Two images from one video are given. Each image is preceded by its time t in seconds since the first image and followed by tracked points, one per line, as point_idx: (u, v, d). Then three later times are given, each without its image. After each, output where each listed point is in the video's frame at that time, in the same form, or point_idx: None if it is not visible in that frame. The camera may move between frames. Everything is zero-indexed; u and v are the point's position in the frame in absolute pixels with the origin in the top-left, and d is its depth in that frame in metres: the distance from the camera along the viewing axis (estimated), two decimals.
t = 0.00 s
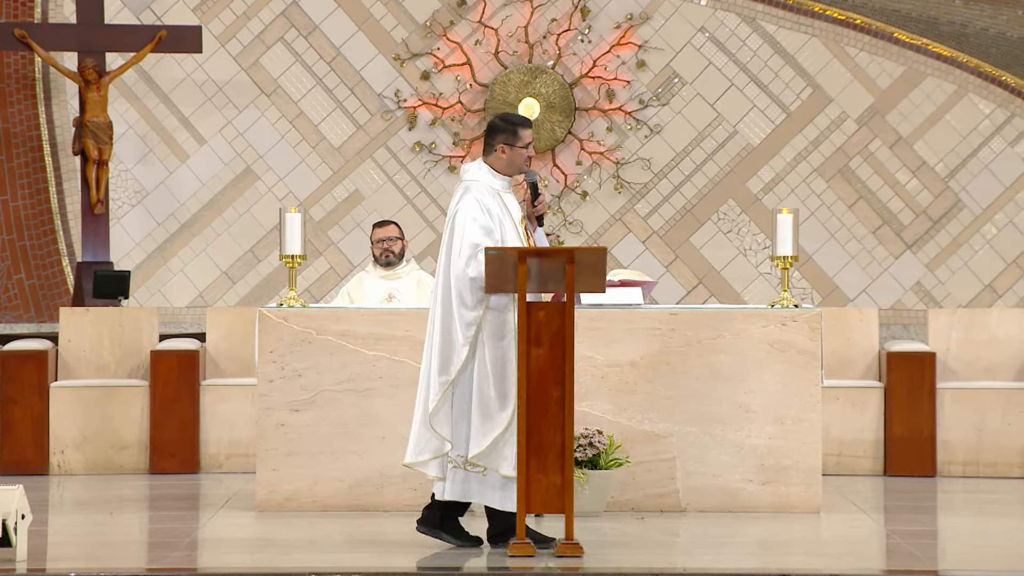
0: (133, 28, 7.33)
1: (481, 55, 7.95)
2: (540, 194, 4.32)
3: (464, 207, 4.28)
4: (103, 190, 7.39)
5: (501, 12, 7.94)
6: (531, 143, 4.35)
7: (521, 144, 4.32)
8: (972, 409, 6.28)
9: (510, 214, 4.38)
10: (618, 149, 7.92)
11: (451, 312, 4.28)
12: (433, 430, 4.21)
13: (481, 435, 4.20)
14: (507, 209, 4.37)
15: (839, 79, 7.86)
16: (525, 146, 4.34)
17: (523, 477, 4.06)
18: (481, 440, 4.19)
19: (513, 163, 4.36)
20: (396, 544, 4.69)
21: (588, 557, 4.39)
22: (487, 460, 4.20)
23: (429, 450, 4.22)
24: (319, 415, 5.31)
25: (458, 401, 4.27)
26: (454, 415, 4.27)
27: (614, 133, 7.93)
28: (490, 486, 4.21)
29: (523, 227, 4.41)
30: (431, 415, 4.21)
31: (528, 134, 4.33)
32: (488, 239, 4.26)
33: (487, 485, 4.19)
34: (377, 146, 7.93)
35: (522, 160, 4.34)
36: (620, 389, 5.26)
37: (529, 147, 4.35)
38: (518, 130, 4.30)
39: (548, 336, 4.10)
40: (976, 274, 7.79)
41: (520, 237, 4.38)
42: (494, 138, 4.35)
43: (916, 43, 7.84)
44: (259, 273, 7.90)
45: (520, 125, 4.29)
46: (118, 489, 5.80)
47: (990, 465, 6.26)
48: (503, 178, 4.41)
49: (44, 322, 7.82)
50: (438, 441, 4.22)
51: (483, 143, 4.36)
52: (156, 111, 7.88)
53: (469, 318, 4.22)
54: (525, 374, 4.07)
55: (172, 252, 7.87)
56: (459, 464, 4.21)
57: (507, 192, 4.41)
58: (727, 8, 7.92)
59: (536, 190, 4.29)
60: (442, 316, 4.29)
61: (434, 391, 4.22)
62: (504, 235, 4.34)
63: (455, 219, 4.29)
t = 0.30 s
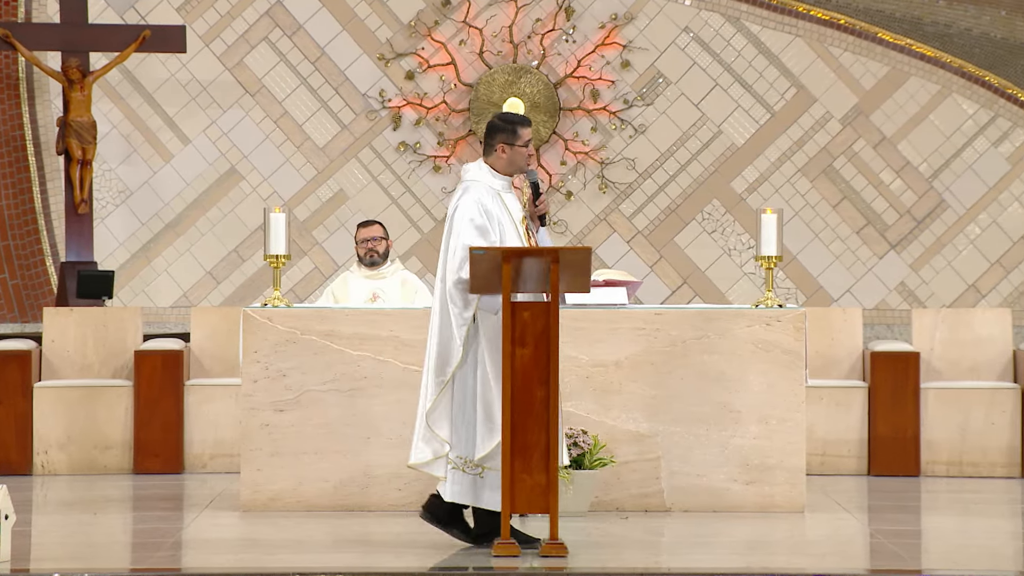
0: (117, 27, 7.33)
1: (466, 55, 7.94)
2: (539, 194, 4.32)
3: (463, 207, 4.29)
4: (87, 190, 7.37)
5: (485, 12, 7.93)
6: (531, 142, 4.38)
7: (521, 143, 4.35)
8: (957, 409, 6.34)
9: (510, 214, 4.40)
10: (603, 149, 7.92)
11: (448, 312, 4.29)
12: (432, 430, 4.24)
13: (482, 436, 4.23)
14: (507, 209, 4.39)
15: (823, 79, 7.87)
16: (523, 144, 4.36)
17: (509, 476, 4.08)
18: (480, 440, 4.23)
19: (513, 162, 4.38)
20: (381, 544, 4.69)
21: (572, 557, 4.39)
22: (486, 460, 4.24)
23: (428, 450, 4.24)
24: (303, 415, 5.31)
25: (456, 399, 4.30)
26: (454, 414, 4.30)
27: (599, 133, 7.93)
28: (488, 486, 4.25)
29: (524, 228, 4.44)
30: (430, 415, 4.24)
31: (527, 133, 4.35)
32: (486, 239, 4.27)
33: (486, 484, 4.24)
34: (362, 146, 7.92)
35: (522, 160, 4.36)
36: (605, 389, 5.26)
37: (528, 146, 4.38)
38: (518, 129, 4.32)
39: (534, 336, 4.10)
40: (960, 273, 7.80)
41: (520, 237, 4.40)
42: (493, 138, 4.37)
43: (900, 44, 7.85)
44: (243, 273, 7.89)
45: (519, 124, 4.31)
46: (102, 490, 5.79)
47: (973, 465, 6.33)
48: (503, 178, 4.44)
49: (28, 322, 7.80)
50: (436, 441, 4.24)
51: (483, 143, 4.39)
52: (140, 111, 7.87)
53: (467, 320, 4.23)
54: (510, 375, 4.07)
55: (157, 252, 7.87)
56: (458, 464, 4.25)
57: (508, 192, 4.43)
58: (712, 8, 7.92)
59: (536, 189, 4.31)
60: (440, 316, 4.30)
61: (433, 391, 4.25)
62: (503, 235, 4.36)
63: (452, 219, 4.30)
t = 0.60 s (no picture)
0: (102, 27, 7.35)
1: (451, 55, 7.94)
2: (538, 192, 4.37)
3: (456, 206, 4.33)
4: (72, 190, 7.36)
5: (471, 12, 7.93)
6: (530, 142, 4.38)
7: (519, 143, 4.35)
8: (942, 409, 6.36)
9: (505, 213, 4.43)
10: (589, 149, 7.92)
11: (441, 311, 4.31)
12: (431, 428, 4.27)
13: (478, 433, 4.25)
14: (502, 208, 4.41)
15: (809, 79, 7.88)
16: (521, 145, 4.36)
17: (495, 477, 4.08)
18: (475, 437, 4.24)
19: (511, 161, 4.40)
20: (367, 544, 4.69)
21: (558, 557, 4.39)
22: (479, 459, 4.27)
23: (430, 448, 4.28)
24: (289, 415, 5.31)
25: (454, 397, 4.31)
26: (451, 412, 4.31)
27: (585, 133, 7.93)
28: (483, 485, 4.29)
29: (520, 228, 4.47)
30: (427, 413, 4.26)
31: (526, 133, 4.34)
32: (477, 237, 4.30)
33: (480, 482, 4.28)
34: (348, 146, 7.92)
35: (520, 159, 4.38)
36: (591, 389, 5.26)
37: (526, 147, 4.38)
38: (515, 129, 4.32)
39: (519, 336, 4.09)
40: (945, 273, 7.81)
41: (515, 237, 4.42)
42: (492, 138, 4.38)
43: (886, 44, 7.86)
44: (229, 272, 7.89)
45: (516, 125, 4.31)
46: (88, 490, 5.79)
47: (958, 464, 6.35)
48: (501, 178, 4.47)
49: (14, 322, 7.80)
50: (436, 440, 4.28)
51: (482, 142, 4.41)
52: (125, 111, 7.86)
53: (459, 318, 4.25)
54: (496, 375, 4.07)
55: (142, 252, 7.86)
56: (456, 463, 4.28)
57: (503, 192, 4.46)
58: (698, 8, 7.92)
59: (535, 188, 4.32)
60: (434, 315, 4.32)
61: (427, 390, 4.27)
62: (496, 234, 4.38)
63: (445, 217, 4.33)
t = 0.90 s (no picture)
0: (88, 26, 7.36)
1: (438, 54, 7.94)
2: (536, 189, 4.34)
3: (452, 204, 4.33)
4: (57, 190, 7.38)
5: (458, 12, 7.93)
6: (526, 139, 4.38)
7: (514, 139, 4.36)
8: (927, 408, 6.38)
9: (501, 212, 4.40)
10: (575, 149, 7.93)
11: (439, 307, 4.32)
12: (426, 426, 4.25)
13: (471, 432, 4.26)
14: (499, 207, 4.40)
15: (795, 79, 7.89)
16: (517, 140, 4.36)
17: (481, 475, 4.08)
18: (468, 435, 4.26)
19: (507, 159, 4.39)
20: (352, 544, 4.68)
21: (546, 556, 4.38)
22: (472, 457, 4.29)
23: (425, 448, 4.24)
24: (276, 415, 5.30)
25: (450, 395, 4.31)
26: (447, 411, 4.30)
27: (571, 133, 7.93)
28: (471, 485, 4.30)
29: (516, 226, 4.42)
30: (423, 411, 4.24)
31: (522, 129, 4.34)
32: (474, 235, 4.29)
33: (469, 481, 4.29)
34: (334, 146, 7.91)
35: (515, 156, 4.37)
36: (577, 389, 5.26)
37: (522, 144, 4.38)
38: (509, 126, 4.33)
39: (506, 335, 4.11)
40: (930, 273, 7.82)
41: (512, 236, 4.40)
42: (487, 136, 4.39)
43: (872, 44, 7.87)
44: (215, 272, 7.88)
45: (510, 121, 4.32)
46: (74, 490, 5.78)
47: (944, 464, 6.36)
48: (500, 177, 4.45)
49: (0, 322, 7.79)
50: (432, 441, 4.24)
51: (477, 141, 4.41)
52: (111, 110, 7.85)
53: (457, 315, 4.26)
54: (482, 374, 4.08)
55: (128, 252, 7.85)
56: (445, 462, 4.31)
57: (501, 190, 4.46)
58: (684, 8, 7.93)
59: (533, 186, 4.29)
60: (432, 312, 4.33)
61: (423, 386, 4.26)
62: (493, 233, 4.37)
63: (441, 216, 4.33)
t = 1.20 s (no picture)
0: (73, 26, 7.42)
1: (424, 54, 7.94)
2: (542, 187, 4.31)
3: (456, 203, 4.37)
4: (42, 189, 7.38)
5: (443, 12, 7.93)
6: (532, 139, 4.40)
7: (520, 139, 4.38)
8: (913, 408, 6.39)
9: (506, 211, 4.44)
10: (561, 149, 7.92)
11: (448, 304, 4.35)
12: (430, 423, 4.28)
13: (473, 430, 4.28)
14: (504, 206, 4.43)
15: (781, 79, 7.90)
16: (523, 141, 4.38)
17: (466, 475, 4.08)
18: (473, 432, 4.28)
19: (513, 159, 4.41)
20: (338, 545, 4.68)
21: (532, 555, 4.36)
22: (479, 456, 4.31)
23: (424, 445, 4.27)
24: (262, 415, 5.30)
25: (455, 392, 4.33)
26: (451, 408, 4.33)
27: (557, 133, 7.92)
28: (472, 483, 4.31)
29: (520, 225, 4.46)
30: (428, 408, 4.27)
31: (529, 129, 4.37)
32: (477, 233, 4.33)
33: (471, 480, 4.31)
34: (320, 146, 7.91)
35: (521, 156, 4.40)
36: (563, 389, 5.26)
37: (529, 144, 4.41)
38: (516, 126, 4.36)
39: (491, 336, 4.11)
40: (916, 273, 7.83)
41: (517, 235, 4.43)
42: (493, 135, 4.41)
43: (857, 44, 7.89)
44: (201, 272, 7.87)
45: (517, 121, 4.34)
46: (59, 491, 5.77)
47: (929, 463, 6.36)
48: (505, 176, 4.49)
49: None
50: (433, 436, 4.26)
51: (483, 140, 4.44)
52: (96, 110, 7.84)
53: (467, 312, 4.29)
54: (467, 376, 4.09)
55: (114, 252, 7.84)
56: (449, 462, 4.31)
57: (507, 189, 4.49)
58: (670, 8, 7.93)
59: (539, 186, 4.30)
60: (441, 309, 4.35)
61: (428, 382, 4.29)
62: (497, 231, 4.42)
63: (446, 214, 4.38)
